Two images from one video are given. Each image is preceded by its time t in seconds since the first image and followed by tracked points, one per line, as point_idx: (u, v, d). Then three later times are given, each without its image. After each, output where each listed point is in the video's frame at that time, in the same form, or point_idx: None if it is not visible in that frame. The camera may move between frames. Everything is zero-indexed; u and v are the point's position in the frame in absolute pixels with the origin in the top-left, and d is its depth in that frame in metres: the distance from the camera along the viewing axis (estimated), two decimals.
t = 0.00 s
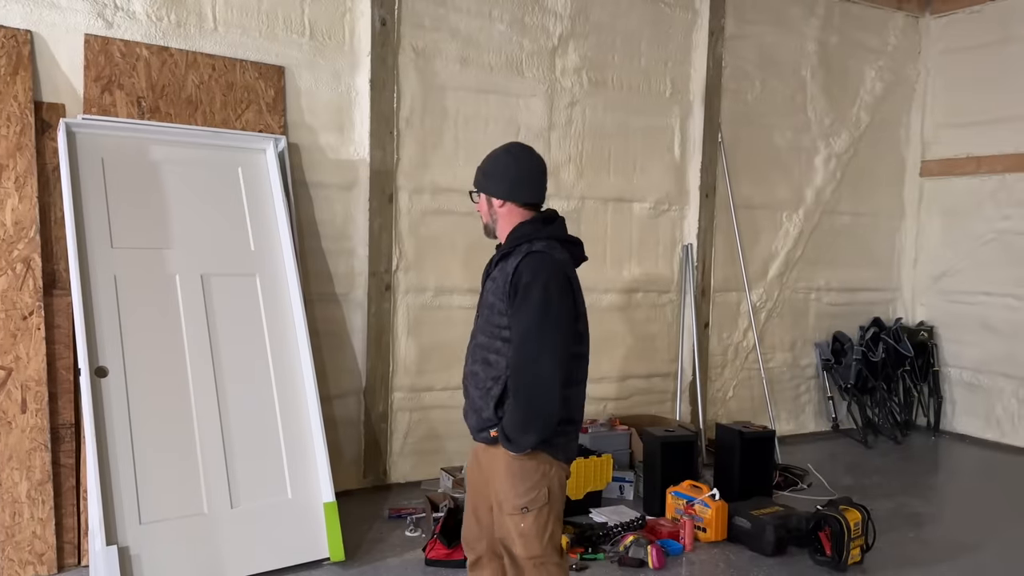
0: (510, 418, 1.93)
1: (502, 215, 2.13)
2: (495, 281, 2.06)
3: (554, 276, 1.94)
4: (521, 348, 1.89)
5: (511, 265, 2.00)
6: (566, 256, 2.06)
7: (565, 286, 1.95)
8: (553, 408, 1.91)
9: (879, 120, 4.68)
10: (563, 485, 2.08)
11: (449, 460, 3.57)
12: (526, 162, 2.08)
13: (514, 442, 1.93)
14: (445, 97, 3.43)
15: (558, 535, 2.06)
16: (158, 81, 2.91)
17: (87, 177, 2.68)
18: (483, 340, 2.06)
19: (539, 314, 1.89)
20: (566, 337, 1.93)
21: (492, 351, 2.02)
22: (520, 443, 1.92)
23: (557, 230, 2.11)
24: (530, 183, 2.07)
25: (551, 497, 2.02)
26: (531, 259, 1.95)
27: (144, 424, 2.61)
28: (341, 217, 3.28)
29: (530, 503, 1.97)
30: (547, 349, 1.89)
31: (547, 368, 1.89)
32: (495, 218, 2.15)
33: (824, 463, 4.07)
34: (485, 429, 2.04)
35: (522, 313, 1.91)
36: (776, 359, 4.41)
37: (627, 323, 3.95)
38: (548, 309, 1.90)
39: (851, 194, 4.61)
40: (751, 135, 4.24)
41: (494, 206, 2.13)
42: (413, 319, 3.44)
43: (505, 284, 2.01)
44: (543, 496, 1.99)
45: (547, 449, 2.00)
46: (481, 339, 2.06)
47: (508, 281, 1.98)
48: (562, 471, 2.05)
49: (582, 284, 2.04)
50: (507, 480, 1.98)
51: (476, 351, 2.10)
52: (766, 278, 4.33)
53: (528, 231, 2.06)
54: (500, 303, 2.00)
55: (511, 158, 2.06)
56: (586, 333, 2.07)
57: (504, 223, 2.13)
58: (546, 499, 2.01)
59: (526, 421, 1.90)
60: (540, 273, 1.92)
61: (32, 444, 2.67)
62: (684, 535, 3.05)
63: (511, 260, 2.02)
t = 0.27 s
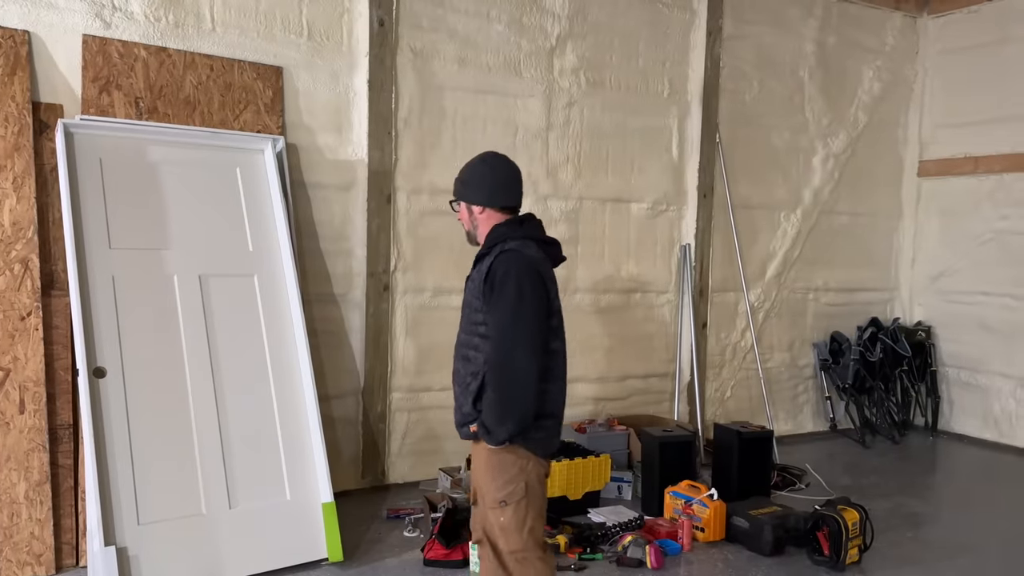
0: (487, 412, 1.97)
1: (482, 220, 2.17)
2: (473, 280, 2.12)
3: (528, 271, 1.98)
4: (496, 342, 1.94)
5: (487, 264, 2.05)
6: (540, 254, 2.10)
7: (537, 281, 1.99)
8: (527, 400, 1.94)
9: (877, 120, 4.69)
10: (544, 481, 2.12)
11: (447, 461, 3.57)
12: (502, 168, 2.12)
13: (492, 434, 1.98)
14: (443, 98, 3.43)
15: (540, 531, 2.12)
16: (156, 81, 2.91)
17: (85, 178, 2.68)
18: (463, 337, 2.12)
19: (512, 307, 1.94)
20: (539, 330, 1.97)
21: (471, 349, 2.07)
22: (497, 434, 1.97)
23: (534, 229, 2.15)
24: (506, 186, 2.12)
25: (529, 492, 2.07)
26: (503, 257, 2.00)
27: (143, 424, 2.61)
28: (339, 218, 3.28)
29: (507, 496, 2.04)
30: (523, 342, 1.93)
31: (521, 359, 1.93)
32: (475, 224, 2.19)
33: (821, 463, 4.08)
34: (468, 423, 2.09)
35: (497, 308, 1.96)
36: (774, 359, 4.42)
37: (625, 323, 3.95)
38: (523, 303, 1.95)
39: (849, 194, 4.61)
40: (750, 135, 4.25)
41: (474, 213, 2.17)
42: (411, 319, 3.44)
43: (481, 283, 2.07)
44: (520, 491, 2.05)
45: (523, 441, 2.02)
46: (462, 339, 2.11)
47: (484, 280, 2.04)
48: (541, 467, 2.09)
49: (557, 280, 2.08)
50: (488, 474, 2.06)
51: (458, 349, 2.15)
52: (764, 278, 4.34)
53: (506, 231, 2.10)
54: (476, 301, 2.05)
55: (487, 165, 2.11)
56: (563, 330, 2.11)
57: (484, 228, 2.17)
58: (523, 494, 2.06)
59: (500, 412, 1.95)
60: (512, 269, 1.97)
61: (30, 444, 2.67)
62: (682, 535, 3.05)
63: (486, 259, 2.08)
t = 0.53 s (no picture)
0: (451, 391, 2.12)
1: (467, 220, 2.28)
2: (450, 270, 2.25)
3: (495, 268, 2.10)
4: (462, 329, 2.08)
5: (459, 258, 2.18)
6: (513, 252, 2.20)
7: (503, 278, 2.11)
8: (488, 383, 2.08)
9: (881, 119, 4.68)
10: (497, 469, 2.18)
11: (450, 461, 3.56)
12: (494, 178, 2.23)
13: (455, 409, 2.12)
14: (446, 98, 3.43)
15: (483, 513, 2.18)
16: (159, 82, 2.91)
17: (89, 178, 2.69)
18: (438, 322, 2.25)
19: (478, 299, 2.07)
20: (504, 322, 2.09)
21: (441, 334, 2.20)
22: (459, 410, 2.11)
23: (511, 229, 2.24)
24: (494, 194, 2.22)
25: (473, 474, 2.15)
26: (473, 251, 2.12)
27: (146, 424, 2.61)
28: (342, 218, 3.28)
29: (451, 470, 2.18)
30: (487, 332, 2.06)
31: (485, 349, 2.07)
32: (462, 222, 2.32)
33: (825, 463, 4.07)
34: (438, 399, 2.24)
35: (464, 299, 2.09)
36: (778, 359, 4.41)
37: (628, 323, 3.95)
38: (489, 298, 2.07)
39: (853, 194, 4.61)
40: (753, 135, 4.24)
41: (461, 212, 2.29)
42: (415, 319, 3.44)
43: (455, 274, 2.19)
44: (465, 466, 2.15)
45: (480, 420, 2.13)
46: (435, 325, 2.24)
47: (456, 272, 2.16)
48: (495, 451, 2.15)
49: (527, 277, 2.18)
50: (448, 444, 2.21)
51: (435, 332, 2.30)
52: (768, 278, 4.33)
53: (483, 231, 2.20)
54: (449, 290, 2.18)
55: (480, 172, 2.22)
56: (532, 323, 2.21)
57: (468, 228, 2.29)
58: (467, 473, 2.15)
59: (464, 391, 2.09)
60: (480, 264, 2.09)
61: (34, 444, 2.67)
62: (686, 535, 3.05)
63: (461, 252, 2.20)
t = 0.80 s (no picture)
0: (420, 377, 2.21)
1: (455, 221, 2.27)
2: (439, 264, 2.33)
3: (460, 262, 2.14)
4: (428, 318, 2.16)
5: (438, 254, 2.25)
6: (487, 249, 2.20)
7: (469, 272, 2.14)
8: (450, 371, 2.13)
9: (891, 118, 4.66)
10: (465, 455, 2.21)
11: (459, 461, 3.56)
12: (483, 182, 2.23)
13: (422, 393, 2.20)
14: (454, 97, 3.44)
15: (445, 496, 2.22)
16: (169, 82, 2.92)
17: (100, 179, 2.70)
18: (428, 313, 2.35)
19: (442, 291, 2.13)
20: (468, 313, 2.12)
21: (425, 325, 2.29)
22: (425, 393, 2.19)
23: (492, 228, 2.23)
24: (478, 196, 2.21)
25: (439, 458, 2.19)
26: (445, 247, 2.17)
27: (157, 423, 2.63)
28: (351, 217, 3.29)
29: (417, 452, 2.23)
30: (447, 323, 2.11)
31: (446, 339, 2.12)
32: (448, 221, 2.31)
33: (835, 463, 4.06)
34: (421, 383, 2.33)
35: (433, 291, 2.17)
36: (787, 359, 4.40)
37: (637, 323, 3.94)
38: (451, 290, 2.11)
39: (863, 193, 4.59)
40: (762, 134, 4.23)
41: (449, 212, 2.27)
42: (422, 319, 3.44)
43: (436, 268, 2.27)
44: (431, 449, 2.20)
45: (446, 405, 2.18)
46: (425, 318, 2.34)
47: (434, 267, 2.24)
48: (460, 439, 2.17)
49: (498, 273, 2.17)
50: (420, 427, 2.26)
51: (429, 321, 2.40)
52: (777, 278, 4.32)
53: (461, 229, 2.22)
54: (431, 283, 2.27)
55: (471, 177, 2.22)
56: (506, 319, 2.19)
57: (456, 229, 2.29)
58: (433, 457, 2.20)
59: (428, 376, 2.17)
60: (446, 259, 2.14)
61: (46, 443, 2.69)
62: (694, 535, 3.04)
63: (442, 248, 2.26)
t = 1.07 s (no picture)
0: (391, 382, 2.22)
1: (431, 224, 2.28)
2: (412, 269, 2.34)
3: (426, 270, 2.14)
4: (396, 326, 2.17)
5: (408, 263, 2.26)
6: (455, 257, 2.19)
7: (436, 280, 2.14)
8: (416, 377, 2.14)
9: (905, 117, 4.63)
10: (440, 454, 2.20)
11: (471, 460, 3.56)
12: (460, 189, 2.24)
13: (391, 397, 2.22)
14: (467, 98, 3.45)
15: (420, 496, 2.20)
16: (185, 84, 2.94)
17: (116, 180, 2.73)
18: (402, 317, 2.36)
19: (408, 299, 2.14)
20: (435, 321, 2.13)
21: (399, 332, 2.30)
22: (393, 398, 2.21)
23: (464, 234, 2.23)
24: (453, 203, 2.22)
25: (414, 456, 2.18)
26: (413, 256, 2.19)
27: (172, 422, 2.65)
28: (364, 218, 3.30)
29: (392, 450, 2.20)
30: (413, 331, 2.12)
31: (413, 346, 2.12)
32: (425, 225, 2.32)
33: (849, 464, 4.03)
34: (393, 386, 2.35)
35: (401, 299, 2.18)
36: (801, 359, 4.38)
37: (649, 322, 3.94)
38: (417, 299, 2.12)
39: (877, 192, 4.56)
40: (775, 133, 4.21)
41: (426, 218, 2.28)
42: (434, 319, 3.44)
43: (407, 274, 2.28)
44: (407, 448, 2.18)
45: (417, 410, 2.19)
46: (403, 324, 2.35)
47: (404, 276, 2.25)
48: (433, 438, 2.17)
49: (466, 280, 2.17)
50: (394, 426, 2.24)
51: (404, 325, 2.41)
52: (790, 278, 4.30)
53: (434, 237, 2.22)
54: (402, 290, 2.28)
55: (447, 183, 2.22)
56: (474, 325, 2.20)
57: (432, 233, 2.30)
58: (409, 455, 2.18)
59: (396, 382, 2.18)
60: (413, 267, 2.14)
61: (64, 442, 2.71)
62: (708, 536, 3.03)
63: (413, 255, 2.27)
